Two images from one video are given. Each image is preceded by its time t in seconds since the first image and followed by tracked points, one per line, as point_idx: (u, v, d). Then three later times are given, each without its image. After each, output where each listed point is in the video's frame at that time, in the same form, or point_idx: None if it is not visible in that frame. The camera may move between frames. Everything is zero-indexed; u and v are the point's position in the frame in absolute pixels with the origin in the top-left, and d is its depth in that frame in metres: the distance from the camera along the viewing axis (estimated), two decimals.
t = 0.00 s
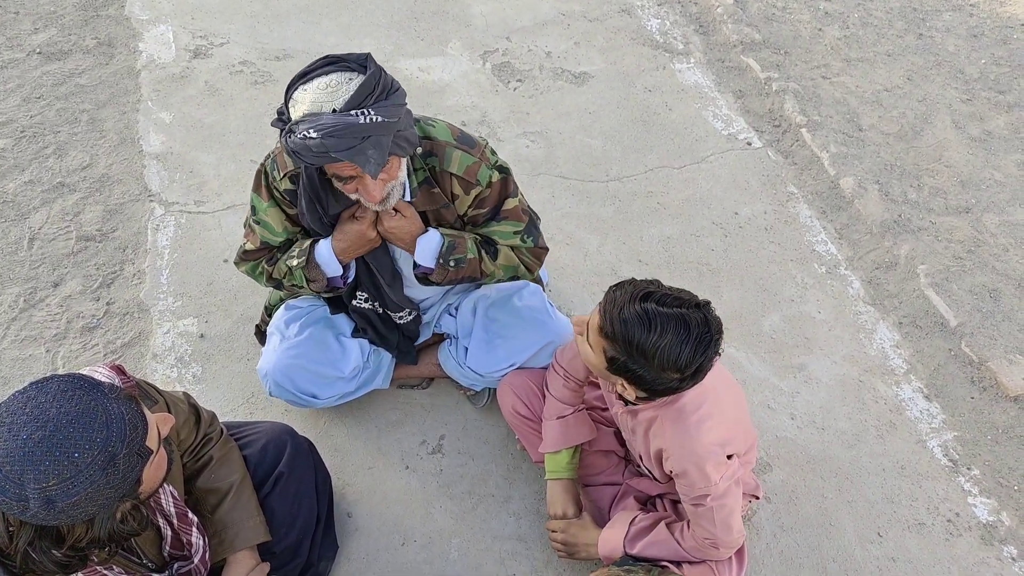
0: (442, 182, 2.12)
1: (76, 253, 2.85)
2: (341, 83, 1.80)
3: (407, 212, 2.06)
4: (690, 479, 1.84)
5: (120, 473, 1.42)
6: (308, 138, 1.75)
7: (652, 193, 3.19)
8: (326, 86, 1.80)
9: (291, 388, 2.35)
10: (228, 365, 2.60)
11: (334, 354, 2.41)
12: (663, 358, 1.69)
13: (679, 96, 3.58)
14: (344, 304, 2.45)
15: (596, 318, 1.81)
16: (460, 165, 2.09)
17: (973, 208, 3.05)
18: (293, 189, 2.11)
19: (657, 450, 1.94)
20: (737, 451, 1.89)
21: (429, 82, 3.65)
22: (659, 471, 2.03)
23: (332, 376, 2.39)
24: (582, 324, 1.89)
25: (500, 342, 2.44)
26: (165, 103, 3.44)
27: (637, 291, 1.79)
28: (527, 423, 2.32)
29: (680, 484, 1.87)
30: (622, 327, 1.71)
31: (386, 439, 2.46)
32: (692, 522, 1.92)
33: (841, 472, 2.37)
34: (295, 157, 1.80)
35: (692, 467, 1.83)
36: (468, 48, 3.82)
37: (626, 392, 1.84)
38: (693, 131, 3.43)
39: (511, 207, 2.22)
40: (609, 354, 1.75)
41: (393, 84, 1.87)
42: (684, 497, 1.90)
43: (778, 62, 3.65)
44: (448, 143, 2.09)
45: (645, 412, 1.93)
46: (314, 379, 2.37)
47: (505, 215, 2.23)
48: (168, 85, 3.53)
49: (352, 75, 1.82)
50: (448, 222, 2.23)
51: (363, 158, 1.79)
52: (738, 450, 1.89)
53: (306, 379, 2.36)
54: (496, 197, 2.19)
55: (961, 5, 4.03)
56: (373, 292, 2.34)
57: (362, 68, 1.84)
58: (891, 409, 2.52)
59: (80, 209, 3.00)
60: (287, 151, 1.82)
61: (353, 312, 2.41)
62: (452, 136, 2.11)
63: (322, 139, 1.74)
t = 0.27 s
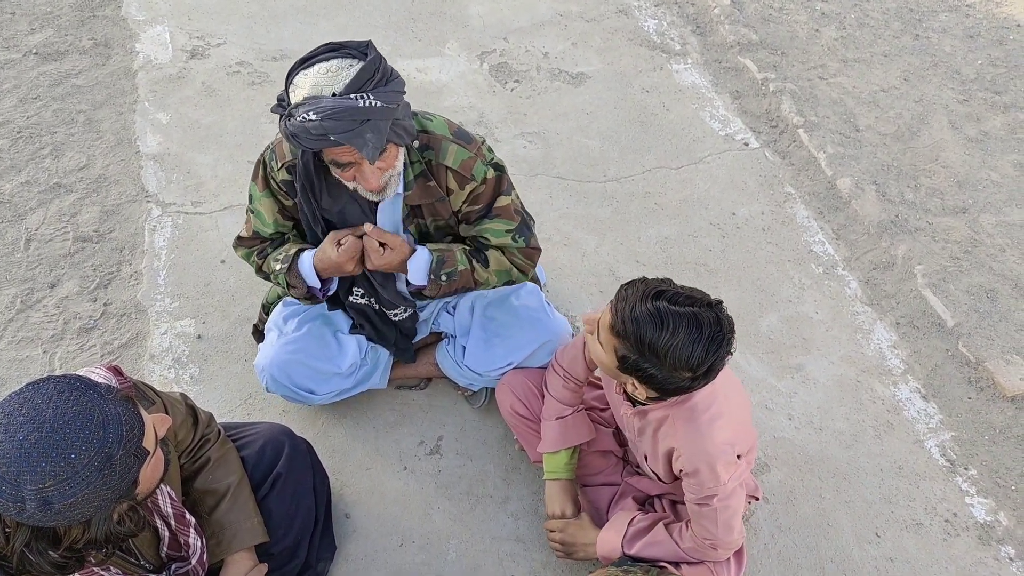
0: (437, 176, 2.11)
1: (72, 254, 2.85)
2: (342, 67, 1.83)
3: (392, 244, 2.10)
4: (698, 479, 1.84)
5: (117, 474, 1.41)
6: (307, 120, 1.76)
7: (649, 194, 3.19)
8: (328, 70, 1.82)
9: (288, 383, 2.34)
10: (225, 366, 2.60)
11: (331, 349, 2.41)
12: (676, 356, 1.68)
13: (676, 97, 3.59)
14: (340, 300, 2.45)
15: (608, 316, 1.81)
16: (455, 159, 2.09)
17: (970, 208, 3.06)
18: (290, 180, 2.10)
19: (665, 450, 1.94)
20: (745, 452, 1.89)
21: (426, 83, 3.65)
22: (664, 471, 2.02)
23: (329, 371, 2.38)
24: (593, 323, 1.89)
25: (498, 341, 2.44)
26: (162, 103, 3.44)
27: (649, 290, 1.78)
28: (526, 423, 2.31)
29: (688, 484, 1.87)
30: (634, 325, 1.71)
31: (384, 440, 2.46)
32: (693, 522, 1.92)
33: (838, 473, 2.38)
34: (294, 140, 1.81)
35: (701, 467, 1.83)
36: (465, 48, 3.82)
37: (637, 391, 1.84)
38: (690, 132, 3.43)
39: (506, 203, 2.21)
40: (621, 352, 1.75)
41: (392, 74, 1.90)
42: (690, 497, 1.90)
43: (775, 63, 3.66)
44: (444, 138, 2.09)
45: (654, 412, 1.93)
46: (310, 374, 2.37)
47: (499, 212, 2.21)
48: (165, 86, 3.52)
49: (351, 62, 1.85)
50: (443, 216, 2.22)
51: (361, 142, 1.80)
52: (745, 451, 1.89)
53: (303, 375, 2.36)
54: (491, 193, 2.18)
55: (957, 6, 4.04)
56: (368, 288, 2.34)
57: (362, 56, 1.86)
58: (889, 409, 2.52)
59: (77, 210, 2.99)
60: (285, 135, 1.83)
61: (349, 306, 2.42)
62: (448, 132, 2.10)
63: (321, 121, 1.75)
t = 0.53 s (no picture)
0: (440, 193, 2.11)
1: (74, 252, 2.85)
2: (346, 73, 1.82)
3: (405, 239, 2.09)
4: (702, 479, 1.84)
5: (118, 472, 1.42)
6: (309, 123, 1.75)
7: (651, 193, 3.19)
8: (333, 75, 1.82)
9: (288, 383, 2.34)
10: (227, 364, 2.60)
11: (329, 349, 2.40)
12: (682, 355, 1.68)
13: (678, 95, 3.58)
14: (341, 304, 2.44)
15: (613, 315, 1.81)
16: (458, 176, 2.09)
17: (972, 207, 3.05)
18: (292, 193, 2.11)
19: (669, 449, 1.94)
20: (749, 451, 1.89)
21: (428, 81, 3.64)
22: (667, 470, 2.02)
23: (329, 372, 2.37)
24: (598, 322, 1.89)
25: (500, 341, 2.44)
26: (164, 102, 3.44)
27: (655, 289, 1.78)
28: (529, 421, 2.31)
29: (692, 483, 1.87)
30: (640, 325, 1.71)
31: (385, 439, 2.46)
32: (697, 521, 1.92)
33: (840, 472, 2.37)
34: (294, 144, 1.80)
35: (705, 466, 1.83)
36: (467, 47, 3.82)
37: (642, 391, 1.84)
38: (692, 130, 3.43)
39: (508, 219, 2.22)
40: (626, 351, 1.74)
41: (397, 82, 1.90)
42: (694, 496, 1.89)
43: (777, 61, 3.65)
44: (447, 154, 2.08)
45: (658, 411, 1.93)
46: (311, 375, 2.37)
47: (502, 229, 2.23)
48: (167, 84, 3.52)
49: (356, 68, 1.84)
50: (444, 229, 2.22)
51: (364, 146, 1.78)
52: (750, 450, 1.89)
53: (303, 376, 2.36)
54: (493, 209, 2.19)
55: (960, 4, 4.03)
56: (370, 295, 2.34)
57: (368, 62, 1.85)
58: (890, 409, 2.52)
59: (79, 208, 2.99)
60: (286, 138, 1.82)
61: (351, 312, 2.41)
62: (451, 147, 2.10)
63: (323, 124, 1.74)
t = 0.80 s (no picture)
0: (446, 185, 2.11)
1: (77, 251, 2.85)
2: (367, 50, 1.88)
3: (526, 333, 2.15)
4: (695, 481, 1.84)
5: (121, 471, 1.42)
6: (330, 87, 1.79)
7: (653, 191, 3.18)
8: (354, 50, 1.88)
9: (295, 400, 2.34)
10: (229, 364, 2.60)
11: (333, 357, 2.41)
12: (673, 360, 1.68)
13: (680, 94, 3.57)
14: (342, 312, 2.40)
15: (605, 318, 1.81)
16: (465, 167, 2.09)
17: (976, 206, 3.04)
18: (292, 193, 2.10)
19: (663, 451, 1.93)
20: (743, 452, 1.88)
21: (430, 79, 3.64)
22: (663, 471, 2.02)
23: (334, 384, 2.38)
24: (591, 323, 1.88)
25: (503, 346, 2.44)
26: (166, 100, 3.44)
27: (647, 292, 1.77)
28: (530, 423, 2.32)
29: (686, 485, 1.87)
30: (632, 329, 1.70)
31: (388, 438, 2.46)
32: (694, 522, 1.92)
33: (843, 471, 2.37)
34: (312, 111, 1.82)
35: (697, 469, 1.82)
36: (469, 45, 3.82)
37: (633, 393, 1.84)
38: (695, 129, 3.42)
39: (515, 210, 2.23)
40: (618, 354, 1.75)
41: (414, 66, 1.96)
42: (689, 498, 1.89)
43: (780, 60, 3.64)
44: (451, 146, 2.09)
45: (651, 414, 1.92)
46: (316, 389, 2.36)
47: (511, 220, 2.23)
48: (169, 83, 3.52)
49: (378, 49, 1.90)
50: (451, 226, 2.20)
51: (384, 113, 1.80)
52: (744, 452, 1.88)
53: (309, 390, 2.35)
54: (500, 201, 2.19)
55: (963, 3, 4.02)
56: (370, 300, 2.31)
57: (389, 44, 1.92)
58: (893, 408, 2.51)
59: (81, 206, 3.00)
60: (303, 108, 1.84)
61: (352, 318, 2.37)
62: (455, 140, 2.11)
63: (345, 88, 1.77)
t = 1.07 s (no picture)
0: (451, 184, 2.11)
1: (79, 255, 2.86)
2: (371, 52, 1.88)
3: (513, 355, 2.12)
4: (698, 484, 1.83)
5: (122, 476, 1.42)
6: (337, 92, 1.79)
7: (654, 195, 3.19)
8: (358, 52, 1.88)
9: (294, 394, 2.34)
10: (231, 367, 2.61)
11: (333, 354, 2.41)
12: (678, 360, 1.67)
13: (681, 98, 3.58)
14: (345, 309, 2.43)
15: (609, 319, 1.81)
16: (469, 167, 2.10)
17: (976, 209, 3.05)
18: (297, 190, 2.12)
19: (666, 455, 1.93)
20: (746, 455, 1.88)
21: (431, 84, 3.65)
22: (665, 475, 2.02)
23: (333, 380, 2.38)
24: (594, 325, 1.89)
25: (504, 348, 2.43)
26: (168, 105, 3.45)
27: (650, 294, 1.78)
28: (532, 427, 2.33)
29: (689, 488, 1.87)
30: (635, 330, 1.70)
31: (389, 442, 2.46)
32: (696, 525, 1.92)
33: (844, 475, 2.37)
34: (318, 116, 1.82)
35: (700, 472, 1.82)
36: (470, 50, 3.83)
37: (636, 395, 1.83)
38: (695, 133, 3.43)
39: (520, 210, 2.24)
40: (621, 355, 1.75)
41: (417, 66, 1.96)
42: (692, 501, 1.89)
43: (780, 64, 3.65)
44: (456, 145, 2.10)
45: (654, 416, 1.92)
46: (315, 384, 2.37)
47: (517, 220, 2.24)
48: (171, 88, 3.53)
49: (381, 50, 1.91)
50: (454, 224, 2.19)
51: (390, 117, 1.81)
52: (747, 455, 1.88)
53: (308, 385, 2.36)
54: (504, 201, 2.20)
55: (963, 7, 4.03)
56: (373, 297, 2.32)
57: (393, 45, 1.92)
58: (895, 411, 2.51)
59: (83, 211, 3.00)
60: (309, 112, 1.84)
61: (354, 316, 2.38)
62: (459, 139, 2.12)
63: (352, 93, 1.78)
